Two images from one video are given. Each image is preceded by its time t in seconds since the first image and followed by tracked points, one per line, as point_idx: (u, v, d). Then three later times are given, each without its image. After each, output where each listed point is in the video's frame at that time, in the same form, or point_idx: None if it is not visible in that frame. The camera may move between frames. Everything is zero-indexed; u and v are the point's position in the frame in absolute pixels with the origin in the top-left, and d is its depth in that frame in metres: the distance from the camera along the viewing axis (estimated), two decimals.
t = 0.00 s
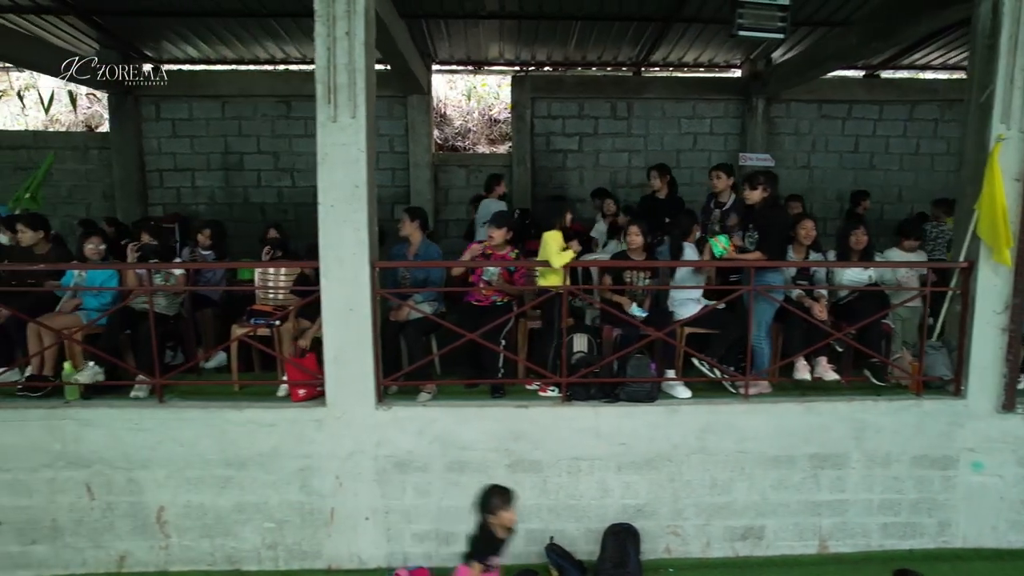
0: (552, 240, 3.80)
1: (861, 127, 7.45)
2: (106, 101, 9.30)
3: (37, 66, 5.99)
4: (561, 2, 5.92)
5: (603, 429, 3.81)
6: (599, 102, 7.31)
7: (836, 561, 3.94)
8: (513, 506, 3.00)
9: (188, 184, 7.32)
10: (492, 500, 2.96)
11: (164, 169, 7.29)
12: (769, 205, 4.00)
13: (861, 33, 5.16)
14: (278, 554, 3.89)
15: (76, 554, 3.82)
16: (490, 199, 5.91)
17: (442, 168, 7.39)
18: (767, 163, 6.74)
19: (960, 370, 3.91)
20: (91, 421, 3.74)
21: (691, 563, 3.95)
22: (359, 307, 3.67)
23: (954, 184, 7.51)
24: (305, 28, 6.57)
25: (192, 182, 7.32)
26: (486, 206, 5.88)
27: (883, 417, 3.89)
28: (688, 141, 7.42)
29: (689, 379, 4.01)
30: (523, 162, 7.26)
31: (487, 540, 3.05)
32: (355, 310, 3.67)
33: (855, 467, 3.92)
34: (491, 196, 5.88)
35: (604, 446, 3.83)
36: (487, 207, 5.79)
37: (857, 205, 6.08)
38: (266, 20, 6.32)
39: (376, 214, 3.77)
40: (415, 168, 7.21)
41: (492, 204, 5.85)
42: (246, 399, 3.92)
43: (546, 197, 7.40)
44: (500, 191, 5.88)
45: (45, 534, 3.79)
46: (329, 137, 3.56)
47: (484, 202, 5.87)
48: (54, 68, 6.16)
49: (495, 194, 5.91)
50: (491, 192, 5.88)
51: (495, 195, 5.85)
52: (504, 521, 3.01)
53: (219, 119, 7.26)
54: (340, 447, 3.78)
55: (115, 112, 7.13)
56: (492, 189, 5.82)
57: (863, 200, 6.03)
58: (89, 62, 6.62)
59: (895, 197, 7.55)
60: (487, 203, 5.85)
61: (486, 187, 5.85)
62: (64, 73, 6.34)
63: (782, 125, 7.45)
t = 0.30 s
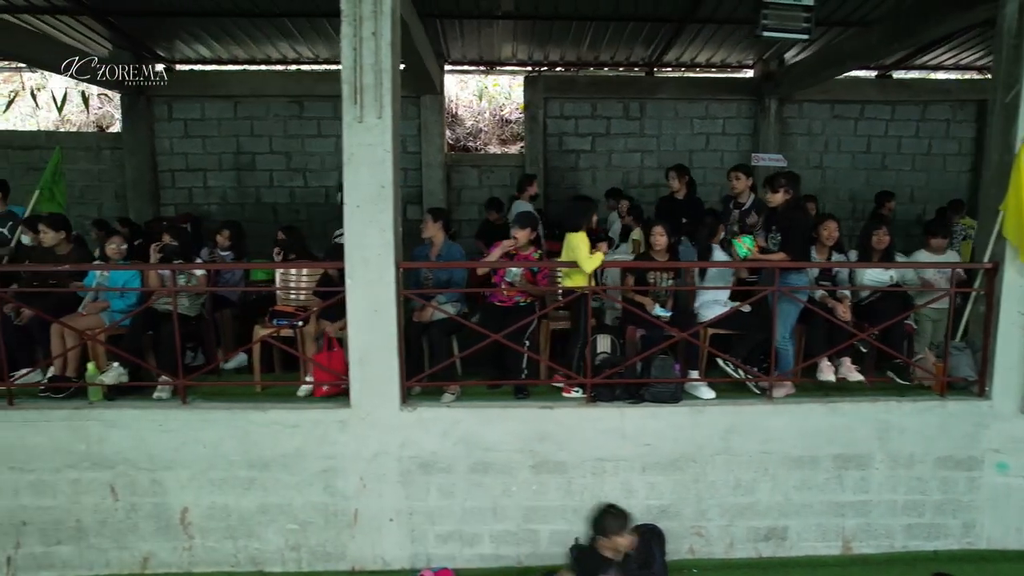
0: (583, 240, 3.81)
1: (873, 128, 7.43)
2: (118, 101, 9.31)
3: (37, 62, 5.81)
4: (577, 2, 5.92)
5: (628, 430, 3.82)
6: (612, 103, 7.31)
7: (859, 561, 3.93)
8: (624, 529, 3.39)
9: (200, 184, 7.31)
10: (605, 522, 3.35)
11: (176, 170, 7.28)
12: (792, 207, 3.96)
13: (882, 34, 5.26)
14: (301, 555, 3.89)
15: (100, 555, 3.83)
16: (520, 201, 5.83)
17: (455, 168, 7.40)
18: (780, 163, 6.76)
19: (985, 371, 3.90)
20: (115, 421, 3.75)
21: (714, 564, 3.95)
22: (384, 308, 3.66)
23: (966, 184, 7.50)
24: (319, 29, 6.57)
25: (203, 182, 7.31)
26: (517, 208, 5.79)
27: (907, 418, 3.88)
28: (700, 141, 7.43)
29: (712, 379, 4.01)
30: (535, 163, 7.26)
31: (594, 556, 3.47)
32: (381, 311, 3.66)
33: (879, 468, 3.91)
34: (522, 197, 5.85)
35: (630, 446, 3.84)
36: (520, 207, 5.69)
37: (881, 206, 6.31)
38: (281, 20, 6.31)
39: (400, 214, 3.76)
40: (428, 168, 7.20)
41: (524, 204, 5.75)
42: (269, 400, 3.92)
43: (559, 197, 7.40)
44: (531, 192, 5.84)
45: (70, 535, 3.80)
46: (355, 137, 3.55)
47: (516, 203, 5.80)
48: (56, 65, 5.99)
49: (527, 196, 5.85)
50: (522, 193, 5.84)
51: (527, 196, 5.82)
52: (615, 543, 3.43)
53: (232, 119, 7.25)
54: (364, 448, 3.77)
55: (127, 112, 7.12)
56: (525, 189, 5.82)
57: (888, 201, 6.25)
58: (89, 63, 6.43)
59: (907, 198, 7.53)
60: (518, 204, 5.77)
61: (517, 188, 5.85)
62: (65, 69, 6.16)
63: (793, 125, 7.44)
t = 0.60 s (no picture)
0: (614, 243, 3.78)
1: (885, 128, 7.41)
2: (129, 101, 9.32)
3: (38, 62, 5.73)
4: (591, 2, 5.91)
5: (652, 431, 3.83)
6: (624, 103, 7.31)
7: (883, 562, 3.93)
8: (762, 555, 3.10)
9: (212, 184, 7.29)
10: (747, 545, 3.05)
11: (188, 170, 7.27)
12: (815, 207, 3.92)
13: (899, 34, 5.22)
14: (324, 557, 3.88)
15: (123, 556, 3.82)
16: (555, 201, 5.67)
17: (467, 168, 7.40)
18: (793, 163, 6.77)
19: (1009, 371, 3.90)
20: (138, 422, 3.74)
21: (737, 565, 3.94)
22: (409, 309, 3.66)
23: (978, 184, 7.49)
24: (333, 29, 6.56)
25: (215, 182, 7.30)
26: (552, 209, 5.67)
27: (930, 418, 3.87)
28: (712, 142, 7.43)
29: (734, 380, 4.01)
30: (547, 163, 7.26)
31: None
32: (405, 311, 3.66)
33: (903, 468, 3.90)
34: (558, 195, 5.63)
35: (654, 447, 3.84)
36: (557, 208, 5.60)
37: (918, 208, 6.14)
38: (295, 20, 6.31)
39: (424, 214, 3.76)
40: (440, 168, 7.19)
41: (559, 206, 5.64)
42: (291, 402, 3.91)
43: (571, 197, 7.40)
44: (567, 191, 5.58)
45: (93, 536, 3.79)
46: (380, 137, 3.55)
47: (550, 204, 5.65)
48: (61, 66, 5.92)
49: (562, 195, 5.62)
50: (558, 192, 5.60)
51: (562, 195, 5.61)
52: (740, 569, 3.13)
53: (243, 119, 7.24)
54: (388, 450, 3.76)
55: (139, 112, 7.11)
56: (561, 189, 5.59)
57: (926, 203, 6.08)
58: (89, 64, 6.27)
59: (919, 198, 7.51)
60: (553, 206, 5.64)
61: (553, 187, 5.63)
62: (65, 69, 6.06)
63: (805, 126, 7.42)
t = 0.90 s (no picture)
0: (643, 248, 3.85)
1: (897, 128, 7.40)
2: (140, 102, 9.33)
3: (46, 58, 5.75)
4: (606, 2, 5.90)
5: (676, 432, 3.84)
6: (636, 103, 7.31)
7: (906, 563, 3.92)
8: None
9: (223, 184, 7.28)
10: None
11: (199, 170, 7.26)
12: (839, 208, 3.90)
13: (916, 34, 5.21)
14: (347, 558, 3.87)
15: (146, 557, 3.83)
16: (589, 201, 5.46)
17: (478, 168, 7.39)
18: (805, 164, 6.79)
19: None
20: (162, 423, 3.73)
21: (761, 566, 3.94)
22: (434, 309, 3.65)
23: (991, 184, 7.47)
24: (346, 29, 6.56)
25: (226, 182, 7.28)
26: (585, 210, 5.44)
27: (955, 419, 3.86)
28: (724, 142, 7.43)
29: (757, 381, 4.01)
30: (560, 163, 7.26)
31: None
32: (429, 312, 3.65)
33: (927, 469, 3.90)
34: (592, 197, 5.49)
35: (677, 448, 3.85)
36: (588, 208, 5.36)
37: (961, 207, 5.77)
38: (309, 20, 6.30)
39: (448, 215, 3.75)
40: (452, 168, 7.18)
41: (593, 206, 5.43)
42: (314, 403, 3.90)
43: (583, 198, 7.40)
44: (601, 193, 5.50)
45: (117, 537, 3.80)
46: (406, 137, 3.54)
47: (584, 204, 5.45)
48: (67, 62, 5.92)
49: (596, 197, 5.52)
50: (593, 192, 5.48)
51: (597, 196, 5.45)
52: None
53: (255, 119, 7.22)
54: (412, 451, 3.76)
55: (151, 112, 7.10)
56: (595, 189, 5.47)
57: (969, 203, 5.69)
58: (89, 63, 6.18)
59: (931, 198, 7.50)
60: (587, 206, 5.40)
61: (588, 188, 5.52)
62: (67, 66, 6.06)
63: (817, 126, 7.41)
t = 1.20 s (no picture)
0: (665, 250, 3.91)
1: (910, 129, 7.38)
2: (151, 102, 9.33)
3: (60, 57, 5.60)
4: (621, 2, 5.89)
5: (700, 433, 3.84)
6: (649, 103, 7.32)
7: (931, 565, 3.91)
8: None
9: (235, 184, 7.26)
10: None
11: (211, 170, 7.24)
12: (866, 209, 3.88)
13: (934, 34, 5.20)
14: (371, 560, 3.86)
15: (169, 558, 3.83)
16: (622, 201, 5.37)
17: (491, 168, 7.38)
18: (817, 165, 6.81)
19: None
20: (185, 425, 3.73)
21: (785, 567, 3.92)
22: (459, 310, 3.64)
23: (1003, 185, 7.46)
24: (360, 29, 6.55)
25: (238, 182, 7.26)
26: (619, 210, 5.34)
27: (980, 420, 3.85)
28: (737, 142, 7.43)
29: (780, 381, 4.01)
30: (573, 164, 7.27)
31: None
32: (455, 313, 3.64)
33: (952, 470, 3.89)
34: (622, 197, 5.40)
35: (701, 449, 3.85)
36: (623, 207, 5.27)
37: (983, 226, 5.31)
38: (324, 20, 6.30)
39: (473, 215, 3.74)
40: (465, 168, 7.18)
41: (626, 207, 5.32)
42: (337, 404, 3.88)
43: (596, 198, 7.41)
44: (634, 193, 5.38)
45: (140, 538, 3.80)
46: (432, 137, 3.53)
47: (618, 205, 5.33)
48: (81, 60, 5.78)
49: (628, 197, 5.40)
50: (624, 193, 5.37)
51: (629, 197, 5.35)
52: None
53: (267, 119, 7.21)
54: (437, 453, 3.75)
55: (163, 112, 7.08)
56: (628, 189, 5.34)
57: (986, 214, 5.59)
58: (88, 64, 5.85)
59: (943, 198, 7.49)
60: (620, 207, 5.32)
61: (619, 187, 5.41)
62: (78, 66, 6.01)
63: (830, 126, 7.40)
